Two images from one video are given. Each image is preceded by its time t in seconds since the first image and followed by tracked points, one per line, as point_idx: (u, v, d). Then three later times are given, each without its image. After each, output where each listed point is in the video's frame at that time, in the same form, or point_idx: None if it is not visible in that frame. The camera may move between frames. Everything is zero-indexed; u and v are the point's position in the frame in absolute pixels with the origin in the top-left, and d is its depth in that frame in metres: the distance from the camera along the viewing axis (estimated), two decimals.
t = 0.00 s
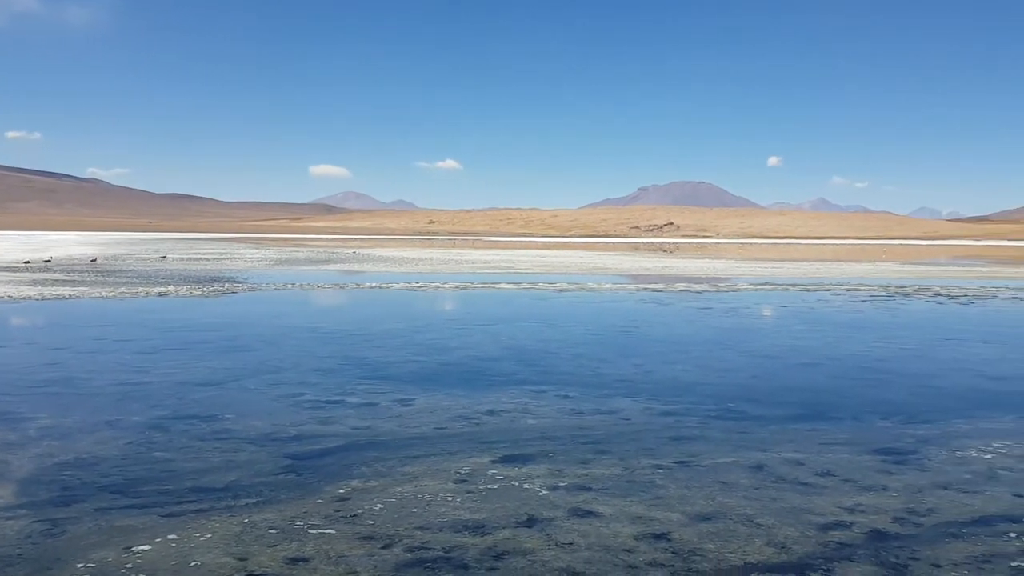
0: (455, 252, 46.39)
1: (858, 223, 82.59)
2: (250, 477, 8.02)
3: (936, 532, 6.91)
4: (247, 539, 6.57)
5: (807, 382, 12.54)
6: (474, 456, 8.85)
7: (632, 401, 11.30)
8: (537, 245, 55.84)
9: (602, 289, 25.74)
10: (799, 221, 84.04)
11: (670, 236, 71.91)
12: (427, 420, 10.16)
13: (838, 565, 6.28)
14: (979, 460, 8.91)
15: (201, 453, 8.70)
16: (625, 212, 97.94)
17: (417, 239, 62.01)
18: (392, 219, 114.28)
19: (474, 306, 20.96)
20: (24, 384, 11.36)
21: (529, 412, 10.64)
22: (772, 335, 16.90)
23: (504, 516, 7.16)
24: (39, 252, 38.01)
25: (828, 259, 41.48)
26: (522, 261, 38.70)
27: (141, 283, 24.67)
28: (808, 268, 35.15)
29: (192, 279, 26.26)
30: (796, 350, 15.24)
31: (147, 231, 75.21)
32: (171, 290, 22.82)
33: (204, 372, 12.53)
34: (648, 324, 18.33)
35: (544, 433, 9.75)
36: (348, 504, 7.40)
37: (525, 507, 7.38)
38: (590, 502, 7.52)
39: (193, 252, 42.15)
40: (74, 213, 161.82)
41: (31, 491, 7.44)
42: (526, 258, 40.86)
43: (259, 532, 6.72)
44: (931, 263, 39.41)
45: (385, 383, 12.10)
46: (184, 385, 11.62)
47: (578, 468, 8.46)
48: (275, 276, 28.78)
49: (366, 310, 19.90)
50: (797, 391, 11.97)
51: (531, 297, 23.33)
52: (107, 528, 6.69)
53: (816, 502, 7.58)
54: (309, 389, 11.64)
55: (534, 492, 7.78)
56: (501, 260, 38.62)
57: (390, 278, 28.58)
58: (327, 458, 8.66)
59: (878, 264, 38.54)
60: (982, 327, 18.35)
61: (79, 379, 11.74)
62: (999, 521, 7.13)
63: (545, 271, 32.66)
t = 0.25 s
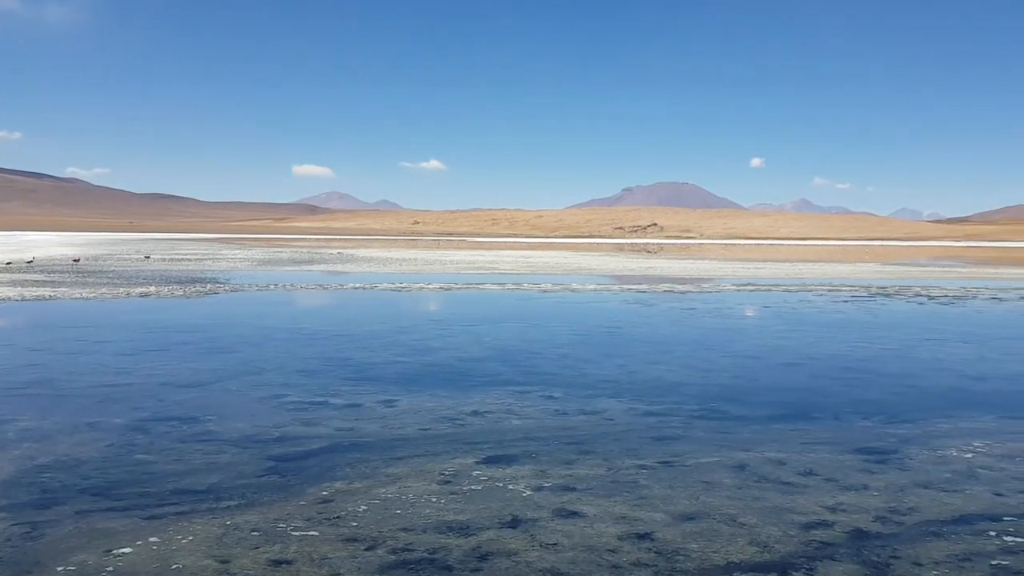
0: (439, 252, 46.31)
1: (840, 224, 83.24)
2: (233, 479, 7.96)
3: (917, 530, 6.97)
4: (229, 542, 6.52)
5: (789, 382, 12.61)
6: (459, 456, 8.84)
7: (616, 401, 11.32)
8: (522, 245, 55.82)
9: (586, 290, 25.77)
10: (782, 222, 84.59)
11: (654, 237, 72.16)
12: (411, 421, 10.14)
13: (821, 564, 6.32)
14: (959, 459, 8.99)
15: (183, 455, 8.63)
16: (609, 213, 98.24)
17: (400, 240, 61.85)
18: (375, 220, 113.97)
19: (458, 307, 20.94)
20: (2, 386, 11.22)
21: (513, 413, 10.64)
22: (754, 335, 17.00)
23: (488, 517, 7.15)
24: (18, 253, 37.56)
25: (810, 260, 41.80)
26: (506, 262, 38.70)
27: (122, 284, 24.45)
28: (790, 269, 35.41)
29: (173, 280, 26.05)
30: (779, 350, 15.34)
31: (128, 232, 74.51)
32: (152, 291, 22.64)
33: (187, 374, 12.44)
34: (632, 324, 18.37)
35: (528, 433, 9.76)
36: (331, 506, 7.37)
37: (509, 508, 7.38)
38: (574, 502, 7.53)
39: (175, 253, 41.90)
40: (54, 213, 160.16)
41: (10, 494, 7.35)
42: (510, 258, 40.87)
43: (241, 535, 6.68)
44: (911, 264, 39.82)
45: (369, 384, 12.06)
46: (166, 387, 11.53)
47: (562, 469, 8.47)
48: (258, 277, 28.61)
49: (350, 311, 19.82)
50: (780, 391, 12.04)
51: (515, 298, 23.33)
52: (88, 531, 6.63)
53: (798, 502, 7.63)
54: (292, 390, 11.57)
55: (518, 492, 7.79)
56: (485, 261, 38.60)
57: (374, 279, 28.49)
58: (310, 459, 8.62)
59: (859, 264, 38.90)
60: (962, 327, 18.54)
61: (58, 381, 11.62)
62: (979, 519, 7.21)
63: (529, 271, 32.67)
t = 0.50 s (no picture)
0: (422, 253, 46.24)
1: (820, 225, 83.95)
2: (213, 482, 7.91)
3: (897, 530, 7.02)
4: (210, 545, 6.47)
5: (770, 382, 12.70)
6: (441, 458, 8.82)
7: (599, 402, 11.34)
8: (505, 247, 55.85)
9: (569, 291, 25.82)
10: (763, 223, 85.19)
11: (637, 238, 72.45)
12: (394, 423, 10.11)
13: (802, 563, 6.36)
14: (937, 458, 9.08)
15: (163, 458, 8.55)
16: (592, 214, 98.50)
17: (383, 241, 61.69)
18: (358, 220, 113.59)
19: (441, 308, 20.91)
20: None
21: (496, 414, 10.64)
22: (736, 336, 17.10)
23: (471, 519, 7.14)
24: None
25: (791, 261, 42.12)
26: (489, 263, 38.73)
27: (101, 285, 24.22)
28: (771, 270, 35.67)
29: (154, 281, 25.84)
30: (760, 351, 15.44)
31: (109, 233, 73.83)
32: (132, 293, 22.45)
33: (167, 376, 12.34)
34: (615, 325, 18.43)
35: (511, 434, 9.75)
36: (313, 509, 7.33)
37: (492, 509, 7.37)
38: (557, 503, 7.53)
39: (156, 255, 41.60)
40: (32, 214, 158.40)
41: None
42: (493, 260, 40.88)
43: (222, 538, 6.63)
44: (890, 265, 40.22)
45: (351, 386, 12.01)
46: (146, 389, 11.43)
47: (545, 470, 8.47)
48: (240, 278, 28.43)
49: (333, 312, 19.75)
50: (761, 391, 12.11)
51: (499, 299, 23.33)
52: (66, 535, 6.56)
53: (780, 501, 7.67)
54: (273, 392, 11.51)
55: (501, 494, 7.78)
56: (468, 262, 38.58)
57: (357, 280, 28.39)
58: (292, 462, 8.57)
59: (839, 265, 39.25)
60: (939, 327, 18.76)
61: (36, 384, 11.49)
62: (958, 518, 7.27)
63: (512, 273, 32.68)
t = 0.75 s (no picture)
0: (403, 253, 46.12)
1: (799, 226, 84.70)
2: (192, 484, 7.84)
3: (874, 528, 7.09)
4: (188, 547, 6.42)
5: (750, 382, 12.78)
6: (422, 459, 8.80)
7: (579, 402, 11.37)
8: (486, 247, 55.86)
9: (550, 291, 25.87)
10: (743, 224, 85.80)
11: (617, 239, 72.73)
12: (374, 424, 10.07)
13: (780, 562, 6.41)
14: (914, 457, 9.19)
15: (140, 460, 8.48)
16: (573, 215, 98.76)
17: (364, 241, 61.48)
18: (338, 220, 113.12)
19: (422, 308, 20.87)
20: None
21: (477, 415, 10.63)
22: (716, 336, 17.21)
23: (451, 520, 7.13)
24: None
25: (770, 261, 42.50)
26: (470, 263, 38.73)
27: (77, 285, 23.96)
28: (750, 271, 35.95)
29: (132, 281, 25.60)
30: (739, 351, 15.54)
31: (85, 232, 73.04)
32: (109, 293, 22.22)
33: (144, 377, 12.22)
34: (596, 325, 18.49)
35: (491, 435, 9.75)
36: (292, 510, 7.29)
37: (472, 510, 7.36)
38: (538, 503, 7.54)
39: (134, 254, 41.22)
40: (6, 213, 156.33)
41: None
42: (474, 260, 40.87)
43: (200, 540, 6.58)
44: (867, 265, 40.67)
45: (331, 386, 11.96)
46: (123, 391, 11.32)
47: (525, 471, 8.48)
48: (219, 278, 28.23)
49: (313, 312, 19.66)
50: (740, 391, 12.19)
51: (480, 299, 23.33)
52: (41, 538, 6.48)
53: (758, 500, 7.73)
54: (252, 393, 11.43)
55: (482, 494, 7.78)
56: (449, 262, 38.55)
57: (337, 280, 28.28)
58: (271, 463, 8.52)
59: (817, 266, 39.62)
60: (916, 327, 18.98)
61: (11, 385, 11.34)
62: (933, 516, 7.36)
63: (493, 273, 32.69)
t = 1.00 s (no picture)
0: (384, 253, 45.97)
1: (779, 226, 85.35)
2: (171, 485, 7.78)
3: (852, 526, 7.16)
4: (167, 549, 6.36)
5: (730, 381, 12.85)
6: (403, 459, 8.78)
7: (561, 402, 11.38)
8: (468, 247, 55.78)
9: (532, 291, 25.88)
10: (724, 224, 86.31)
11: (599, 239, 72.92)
12: (355, 425, 10.03)
13: (760, 560, 6.46)
14: (892, 455, 9.28)
15: (118, 461, 8.39)
16: (555, 215, 98.91)
17: (346, 241, 61.18)
18: (319, 219, 112.57)
19: (403, 308, 20.82)
20: None
21: (458, 414, 10.62)
22: (697, 335, 17.29)
23: (433, 520, 7.11)
24: None
25: (750, 262, 42.78)
26: (452, 263, 38.68)
27: (54, 285, 23.68)
28: (731, 271, 36.18)
29: (110, 281, 25.34)
30: (720, 350, 15.63)
31: (62, 232, 72.19)
32: (86, 293, 21.98)
33: (123, 378, 12.10)
34: (578, 324, 18.52)
35: (473, 435, 9.74)
36: (272, 511, 7.25)
37: (454, 510, 7.35)
38: (519, 503, 7.54)
39: (112, 254, 40.77)
40: None
41: None
42: (456, 260, 40.82)
43: (179, 542, 6.52)
44: (846, 266, 41.05)
45: (311, 387, 11.90)
46: (100, 391, 11.20)
47: (507, 470, 8.48)
48: (198, 278, 28.01)
49: (293, 312, 19.54)
50: (720, 390, 12.26)
51: (462, 299, 23.30)
52: (18, 540, 6.41)
53: (739, 499, 7.78)
54: (232, 394, 11.35)
55: (463, 494, 7.77)
56: (431, 262, 38.48)
57: (319, 280, 28.15)
58: (251, 464, 8.46)
59: (797, 266, 39.93)
60: (894, 327, 19.18)
61: None
62: (911, 514, 7.44)
63: (475, 273, 32.67)
